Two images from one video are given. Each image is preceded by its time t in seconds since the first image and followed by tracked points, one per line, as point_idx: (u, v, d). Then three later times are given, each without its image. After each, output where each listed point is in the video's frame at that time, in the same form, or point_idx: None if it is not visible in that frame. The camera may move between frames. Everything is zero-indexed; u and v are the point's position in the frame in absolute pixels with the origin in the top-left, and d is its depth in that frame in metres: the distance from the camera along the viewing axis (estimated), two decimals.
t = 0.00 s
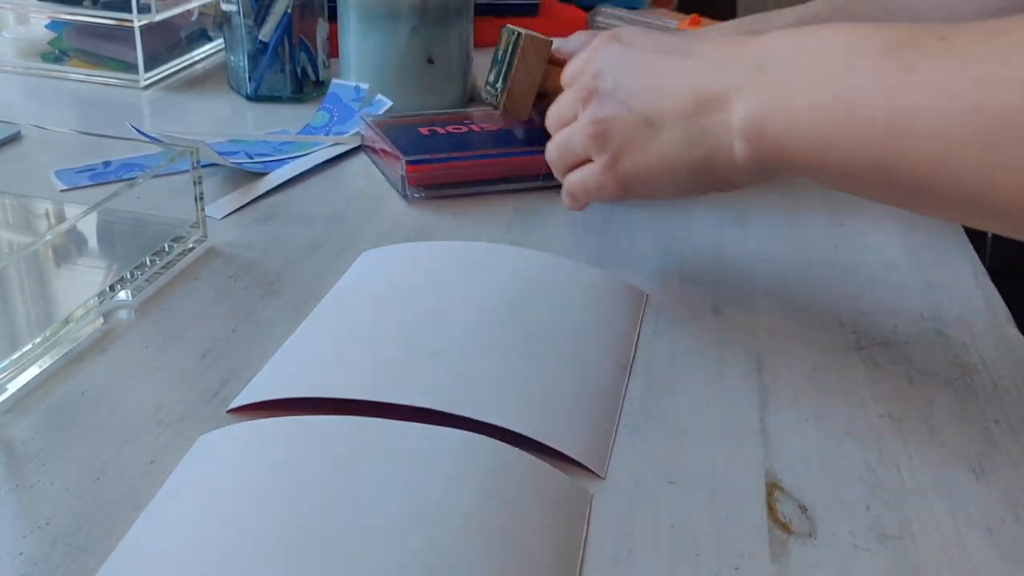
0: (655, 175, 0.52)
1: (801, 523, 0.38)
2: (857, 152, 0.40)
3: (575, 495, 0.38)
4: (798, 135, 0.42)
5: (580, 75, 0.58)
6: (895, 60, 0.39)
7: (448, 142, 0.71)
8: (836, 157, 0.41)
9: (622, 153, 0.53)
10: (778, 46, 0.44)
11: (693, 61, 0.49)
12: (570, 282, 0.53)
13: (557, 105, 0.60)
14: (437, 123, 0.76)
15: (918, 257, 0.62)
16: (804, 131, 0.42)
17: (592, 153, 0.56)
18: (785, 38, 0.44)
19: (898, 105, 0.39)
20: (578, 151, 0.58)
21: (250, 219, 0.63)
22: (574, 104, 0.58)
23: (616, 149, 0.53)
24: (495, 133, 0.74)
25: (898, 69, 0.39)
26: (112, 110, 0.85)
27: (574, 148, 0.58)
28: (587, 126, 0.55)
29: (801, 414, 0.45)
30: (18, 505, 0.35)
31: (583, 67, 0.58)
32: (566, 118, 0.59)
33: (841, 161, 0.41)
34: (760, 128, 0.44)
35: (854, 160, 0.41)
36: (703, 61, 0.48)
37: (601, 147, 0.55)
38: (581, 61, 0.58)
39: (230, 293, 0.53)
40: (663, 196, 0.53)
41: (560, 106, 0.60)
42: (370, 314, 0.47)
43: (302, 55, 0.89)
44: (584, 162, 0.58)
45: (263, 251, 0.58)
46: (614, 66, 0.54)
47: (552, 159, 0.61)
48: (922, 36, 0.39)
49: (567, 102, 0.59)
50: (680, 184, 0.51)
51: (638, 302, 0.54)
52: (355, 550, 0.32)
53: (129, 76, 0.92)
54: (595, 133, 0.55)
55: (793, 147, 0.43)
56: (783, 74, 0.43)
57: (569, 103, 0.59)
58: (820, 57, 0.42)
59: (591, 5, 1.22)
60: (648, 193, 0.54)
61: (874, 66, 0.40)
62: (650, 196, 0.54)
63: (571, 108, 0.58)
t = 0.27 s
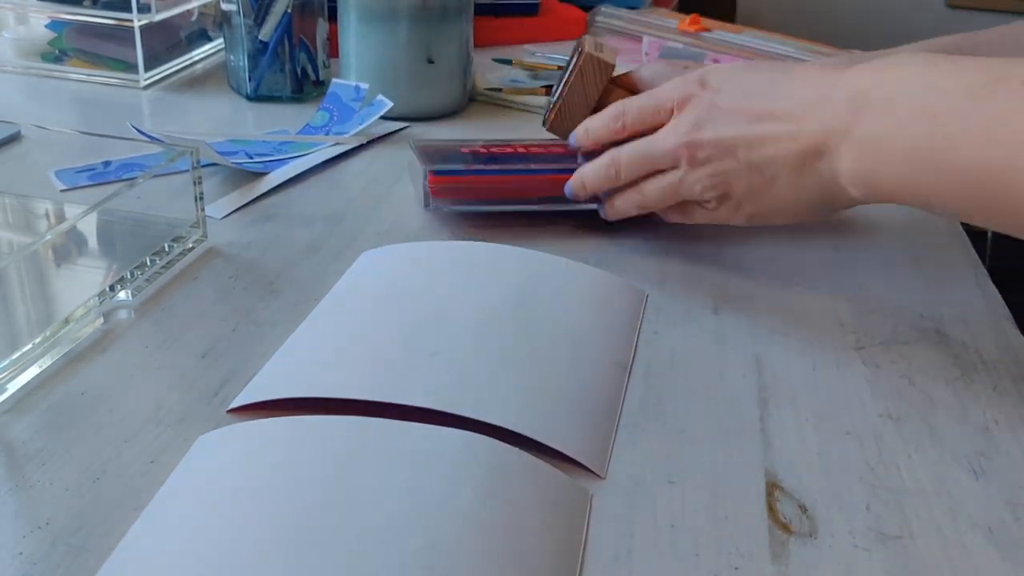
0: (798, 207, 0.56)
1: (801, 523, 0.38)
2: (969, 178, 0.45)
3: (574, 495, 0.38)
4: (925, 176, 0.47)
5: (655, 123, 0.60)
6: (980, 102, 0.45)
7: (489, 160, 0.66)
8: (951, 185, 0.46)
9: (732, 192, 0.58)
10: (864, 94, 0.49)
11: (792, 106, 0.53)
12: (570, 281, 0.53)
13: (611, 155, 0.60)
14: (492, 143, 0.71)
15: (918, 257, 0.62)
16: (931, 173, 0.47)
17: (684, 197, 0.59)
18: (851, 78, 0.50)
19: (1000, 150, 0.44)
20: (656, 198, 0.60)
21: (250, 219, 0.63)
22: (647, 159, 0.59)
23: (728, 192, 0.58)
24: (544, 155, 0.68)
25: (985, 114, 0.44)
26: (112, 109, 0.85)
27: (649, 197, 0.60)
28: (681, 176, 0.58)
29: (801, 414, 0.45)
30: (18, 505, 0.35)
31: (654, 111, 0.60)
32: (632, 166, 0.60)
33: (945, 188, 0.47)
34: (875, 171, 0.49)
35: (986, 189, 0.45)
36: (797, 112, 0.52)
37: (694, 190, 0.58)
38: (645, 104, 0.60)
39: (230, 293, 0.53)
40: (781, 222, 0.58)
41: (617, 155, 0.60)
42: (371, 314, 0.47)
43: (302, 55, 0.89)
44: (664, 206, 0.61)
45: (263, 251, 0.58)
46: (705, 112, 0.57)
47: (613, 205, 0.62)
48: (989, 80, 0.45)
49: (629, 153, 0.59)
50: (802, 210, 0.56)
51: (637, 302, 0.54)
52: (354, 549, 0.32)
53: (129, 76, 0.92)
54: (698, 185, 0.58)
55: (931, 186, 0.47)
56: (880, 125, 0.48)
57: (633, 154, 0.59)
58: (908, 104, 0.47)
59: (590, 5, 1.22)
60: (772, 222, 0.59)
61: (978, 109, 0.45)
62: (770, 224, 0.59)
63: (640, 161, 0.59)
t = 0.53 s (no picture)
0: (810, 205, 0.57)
1: (801, 523, 0.38)
2: (978, 184, 0.45)
3: (574, 494, 0.38)
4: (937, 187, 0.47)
5: (644, 173, 0.59)
6: (963, 127, 0.44)
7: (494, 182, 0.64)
8: (968, 189, 0.46)
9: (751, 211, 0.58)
10: (849, 117, 0.48)
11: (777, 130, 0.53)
12: (570, 282, 0.53)
13: (618, 209, 0.58)
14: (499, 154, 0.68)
15: (918, 257, 0.62)
16: (940, 183, 0.47)
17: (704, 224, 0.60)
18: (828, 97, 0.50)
19: (985, 154, 0.44)
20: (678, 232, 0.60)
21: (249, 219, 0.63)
22: (655, 202, 0.58)
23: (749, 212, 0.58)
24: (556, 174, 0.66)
25: (965, 132, 0.44)
26: (112, 109, 0.85)
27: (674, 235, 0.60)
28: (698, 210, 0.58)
29: (801, 414, 0.45)
30: (18, 505, 0.35)
31: (640, 165, 0.58)
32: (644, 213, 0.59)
33: (957, 191, 0.47)
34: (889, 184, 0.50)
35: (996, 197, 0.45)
36: (788, 136, 0.52)
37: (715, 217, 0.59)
38: (626, 159, 0.58)
39: (230, 292, 0.53)
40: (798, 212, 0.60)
41: (623, 208, 0.58)
42: (371, 314, 0.47)
43: (302, 55, 0.89)
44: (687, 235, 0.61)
45: (262, 251, 0.58)
46: (698, 154, 0.56)
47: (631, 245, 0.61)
48: (964, 94, 0.44)
49: (636, 204, 0.58)
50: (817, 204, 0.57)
51: (638, 301, 0.54)
52: (353, 549, 0.32)
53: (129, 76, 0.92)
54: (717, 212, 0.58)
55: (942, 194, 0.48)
56: (876, 147, 0.48)
57: (640, 206, 0.58)
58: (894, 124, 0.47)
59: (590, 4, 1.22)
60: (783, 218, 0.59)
61: (959, 130, 0.44)
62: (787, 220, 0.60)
63: (651, 209, 0.58)
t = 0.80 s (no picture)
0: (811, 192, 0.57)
1: (801, 523, 0.38)
2: (987, 168, 0.45)
3: (574, 494, 0.38)
4: (940, 170, 0.47)
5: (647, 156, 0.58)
6: (978, 111, 0.44)
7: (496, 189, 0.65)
8: (976, 177, 0.46)
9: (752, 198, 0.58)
10: (857, 102, 0.48)
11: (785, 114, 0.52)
12: (569, 281, 0.53)
13: (621, 192, 0.59)
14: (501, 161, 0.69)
15: (918, 257, 0.62)
16: (946, 166, 0.47)
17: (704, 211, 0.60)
18: (838, 79, 0.49)
19: (1001, 142, 0.44)
20: (678, 218, 0.60)
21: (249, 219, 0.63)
22: (657, 186, 0.58)
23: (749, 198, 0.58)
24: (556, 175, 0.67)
25: (981, 118, 0.44)
26: (112, 109, 0.85)
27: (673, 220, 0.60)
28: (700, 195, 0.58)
29: (801, 414, 0.45)
30: (18, 505, 0.35)
31: (643, 148, 0.58)
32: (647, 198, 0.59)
33: (961, 175, 0.47)
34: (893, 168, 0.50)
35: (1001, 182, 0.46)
36: (796, 118, 0.51)
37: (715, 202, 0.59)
38: (629, 142, 0.58)
39: (230, 292, 0.53)
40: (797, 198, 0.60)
41: (626, 191, 0.59)
42: (371, 314, 0.47)
43: (302, 55, 0.89)
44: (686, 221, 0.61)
45: (262, 251, 0.58)
46: (704, 138, 0.56)
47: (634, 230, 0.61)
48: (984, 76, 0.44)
49: (639, 188, 0.58)
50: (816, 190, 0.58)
51: (638, 302, 0.54)
52: (352, 549, 0.32)
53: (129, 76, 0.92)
54: (718, 197, 0.58)
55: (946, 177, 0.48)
56: (886, 131, 0.48)
57: (644, 189, 0.58)
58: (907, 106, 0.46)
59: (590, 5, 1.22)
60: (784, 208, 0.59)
61: (974, 115, 0.44)
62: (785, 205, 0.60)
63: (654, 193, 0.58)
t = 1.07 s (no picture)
0: (813, 204, 0.57)
1: (801, 523, 0.38)
2: (980, 174, 0.45)
3: (574, 494, 0.38)
4: (936, 177, 0.47)
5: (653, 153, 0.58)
6: (977, 113, 0.43)
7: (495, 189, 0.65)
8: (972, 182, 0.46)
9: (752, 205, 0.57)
10: (857, 103, 0.48)
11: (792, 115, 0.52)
12: (570, 282, 0.53)
13: (622, 187, 0.59)
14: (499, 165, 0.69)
15: (918, 258, 0.62)
16: (944, 171, 0.46)
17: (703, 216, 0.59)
18: (842, 85, 0.49)
19: (996, 145, 0.43)
20: (676, 221, 0.60)
21: (249, 219, 0.63)
22: (659, 185, 0.58)
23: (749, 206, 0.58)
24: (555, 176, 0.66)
25: (976, 120, 0.43)
26: (112, 109, 0.85)
27: (672, 224, 0.60)
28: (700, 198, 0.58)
29: (801, 414, 0.45)
30: (18, 505, 0.35)
31: (650, 144, 0.58)
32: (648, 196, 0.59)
33: (958, 184, 0.46)
34: (892, 176, 0.49)
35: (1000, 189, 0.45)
36: (799, 121, 0.51)
37: (715, 207, 0.58)
38: (637, 136, 0.58)
39: (230, 292, 0.53)
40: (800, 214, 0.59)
41: (627, 187, 0.59)
42: (371, 314, 0.47)
43: (302, 55, 0.89)
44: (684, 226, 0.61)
45: (262, 251, 0.58)
46: (710, 137, 0.55)
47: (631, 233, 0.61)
48: (985, 77, 0.43)
49: (642, 182, 0.58)
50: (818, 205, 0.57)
51: (638, 302, 0.54)
52: (353, 549, 0.32)
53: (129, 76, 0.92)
54: (718, 202, 0.58)
55: (946, 185, 0.47)
56: (881, 133, 0.47)
57: (647, 184, 0.58)
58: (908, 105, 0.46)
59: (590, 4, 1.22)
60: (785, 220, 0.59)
61: (972, 115, 0.44)
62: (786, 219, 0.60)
63: (656, 189, 0.58)
